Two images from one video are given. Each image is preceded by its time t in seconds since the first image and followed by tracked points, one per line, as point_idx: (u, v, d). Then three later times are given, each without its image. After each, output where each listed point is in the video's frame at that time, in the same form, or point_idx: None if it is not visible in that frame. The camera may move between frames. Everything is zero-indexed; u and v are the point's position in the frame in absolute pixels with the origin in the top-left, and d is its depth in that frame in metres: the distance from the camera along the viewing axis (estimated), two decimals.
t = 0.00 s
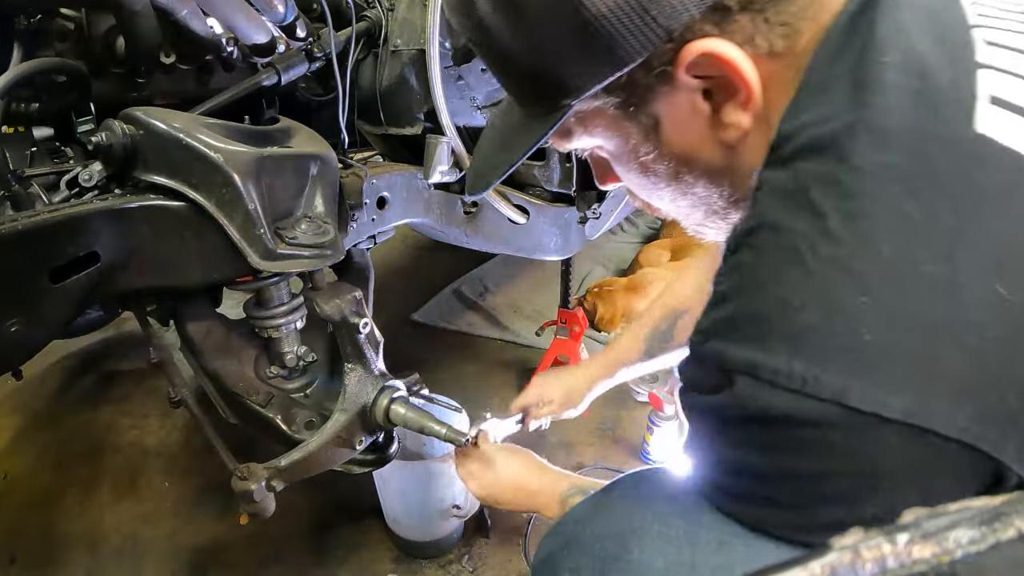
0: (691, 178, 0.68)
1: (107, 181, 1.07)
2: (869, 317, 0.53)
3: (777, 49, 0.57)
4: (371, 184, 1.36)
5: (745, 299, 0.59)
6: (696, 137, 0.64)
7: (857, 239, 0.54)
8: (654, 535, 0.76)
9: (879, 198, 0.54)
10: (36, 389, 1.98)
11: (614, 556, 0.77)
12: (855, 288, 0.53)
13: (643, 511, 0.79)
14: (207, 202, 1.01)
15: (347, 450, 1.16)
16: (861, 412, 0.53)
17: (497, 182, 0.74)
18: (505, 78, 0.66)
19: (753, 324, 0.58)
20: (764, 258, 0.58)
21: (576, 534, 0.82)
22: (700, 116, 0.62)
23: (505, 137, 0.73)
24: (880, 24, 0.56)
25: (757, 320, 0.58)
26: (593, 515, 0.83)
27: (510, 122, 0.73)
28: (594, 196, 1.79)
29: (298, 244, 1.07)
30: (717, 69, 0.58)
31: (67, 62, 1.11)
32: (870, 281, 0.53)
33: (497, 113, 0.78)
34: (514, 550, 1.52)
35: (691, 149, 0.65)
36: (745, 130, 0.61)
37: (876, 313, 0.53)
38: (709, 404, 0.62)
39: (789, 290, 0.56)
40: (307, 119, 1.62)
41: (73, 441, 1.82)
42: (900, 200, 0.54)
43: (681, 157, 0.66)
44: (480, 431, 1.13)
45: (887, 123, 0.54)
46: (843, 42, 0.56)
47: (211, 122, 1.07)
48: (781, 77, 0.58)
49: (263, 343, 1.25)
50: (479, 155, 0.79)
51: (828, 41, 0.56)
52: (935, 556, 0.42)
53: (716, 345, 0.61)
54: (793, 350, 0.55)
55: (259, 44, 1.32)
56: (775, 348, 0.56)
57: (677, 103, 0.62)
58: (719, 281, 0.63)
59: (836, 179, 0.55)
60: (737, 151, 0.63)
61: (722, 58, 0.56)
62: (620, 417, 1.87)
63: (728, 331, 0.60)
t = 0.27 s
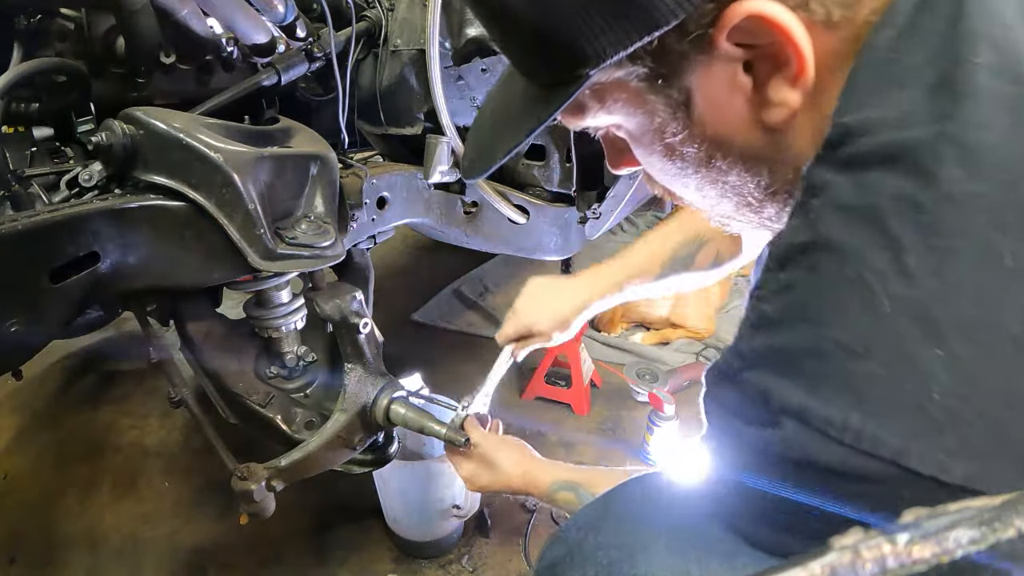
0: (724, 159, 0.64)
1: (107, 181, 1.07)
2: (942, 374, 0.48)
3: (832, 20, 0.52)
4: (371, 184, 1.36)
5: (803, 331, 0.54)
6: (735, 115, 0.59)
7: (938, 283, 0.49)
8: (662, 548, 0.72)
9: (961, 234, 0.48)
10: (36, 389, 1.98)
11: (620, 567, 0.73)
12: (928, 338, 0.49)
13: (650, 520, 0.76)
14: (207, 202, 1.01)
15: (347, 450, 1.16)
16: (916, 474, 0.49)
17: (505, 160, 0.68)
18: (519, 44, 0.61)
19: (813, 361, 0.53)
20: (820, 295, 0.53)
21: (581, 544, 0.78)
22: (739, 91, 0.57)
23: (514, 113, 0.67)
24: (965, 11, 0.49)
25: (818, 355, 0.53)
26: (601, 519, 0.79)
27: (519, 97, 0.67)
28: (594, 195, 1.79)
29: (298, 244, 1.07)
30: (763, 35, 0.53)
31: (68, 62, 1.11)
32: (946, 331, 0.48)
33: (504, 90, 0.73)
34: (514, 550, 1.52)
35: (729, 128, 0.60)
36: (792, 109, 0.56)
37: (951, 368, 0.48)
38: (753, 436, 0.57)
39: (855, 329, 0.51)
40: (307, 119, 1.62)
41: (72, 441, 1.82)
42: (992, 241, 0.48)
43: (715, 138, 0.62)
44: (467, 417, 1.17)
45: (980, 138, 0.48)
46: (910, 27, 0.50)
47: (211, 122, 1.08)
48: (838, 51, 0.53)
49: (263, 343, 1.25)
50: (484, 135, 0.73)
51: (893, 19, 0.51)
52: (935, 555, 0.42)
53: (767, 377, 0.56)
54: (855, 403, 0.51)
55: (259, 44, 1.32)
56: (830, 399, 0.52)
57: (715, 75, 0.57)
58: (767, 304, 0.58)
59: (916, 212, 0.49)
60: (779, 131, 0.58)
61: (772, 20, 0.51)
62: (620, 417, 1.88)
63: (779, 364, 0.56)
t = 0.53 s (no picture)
0: (735, 165, 0.65)
1: (107, 181, 1.07)
2: (958, 426, 0.47)
3: (856, 20, 0.54)
4: (371, 184, 1.36)
5: (819, 371, 0.50)
6: (749, 118, 0.60)
7: (961, 333, 0.47)
8: (662, 551, 0.68)
9: (988, 283, 0.47)
10: (36, 389, 1.98)
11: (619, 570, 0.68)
12: (947, 391, 0.47)
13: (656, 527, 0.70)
14: (207, 202, 1.01)
15: (347, 450, 1.16)
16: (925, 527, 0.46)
17: (495, 164, 0.69)
18: (514, 42, 0.59)
19: (829, 404, 0.50)
20: (839, 336, 0.50)
21: (578, 546, 0.72)
22: (752, 93, 0.58)
23: (510, 112, 0.66)
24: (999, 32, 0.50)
25: (836, 399, 0.49)
26: (604, 524, 0.72)
27: (513, 95, 0.66)
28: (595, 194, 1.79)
29: (298, 244, 1.07)
30: (779, 34, 0.54)
31: (68, 62, 1.11)
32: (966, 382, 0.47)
33: (497, 88, 0.72)
34: (514, 550, 1.52)
35: (743, 131, 0.61)
36: (809, 113, 0.57)
37: (969, 422, 0.47)
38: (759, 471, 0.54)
39: (875, 375, 0.48)
40: (307, 119, 1.62)
41: (72, 441, 1.82)
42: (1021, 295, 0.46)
43: (725, 142, 0.63)
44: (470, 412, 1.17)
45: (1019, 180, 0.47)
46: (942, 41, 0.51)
47: (211, 122, 1.07)
48: (859, 58, 0.55)
49: (263, 343, 1.25)
50: (476, 134, 0.72)
51: (920, 28, 0.52)
52: (935, 556, 0.41)
53: (778, 414, 0.52)
54: (866, 451, 0.48)
55: (259, 45, 1.32)
56: (842, 444, 0.49)
57: (728, 76, 0.58)
58: (778, 335, 0.54)
59: (945, 253, 0.47)
60: (790, 134, 0.59)
61: (790, 19, 0.52)
62: (620, 417, 1.87)
63: (793, 403, 0.52)
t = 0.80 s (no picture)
0: (723, 171, 0.63)
1: (107, 181, 1.07)
2: (951, 439, 0.45)
3: (843, 27, 0.52)
4: (371, 184, 1.36)
5: (815, 382, 0.50)
6: (736, 125, 0.58)
7: (955, 346, 0.45)
8: (662, 554, 0.66)
9: (979, 298, 0.45)
10: (37, 389, 1.98)
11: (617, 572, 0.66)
12: (940, 403, 0.45)
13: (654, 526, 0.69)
14: (207, 202, 1.01)
15: (347, 450, 1.16)
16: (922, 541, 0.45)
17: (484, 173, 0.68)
18: (496, 51, 0.58)
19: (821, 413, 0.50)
20: (835, 349, 0.49)
21: (578, 550, 0.72)
22: (739, 99, 0.57)
23: (500, 118, 0.65)
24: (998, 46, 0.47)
25: (830, 409, 0.49)
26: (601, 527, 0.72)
27: (505, 103, 0.65)
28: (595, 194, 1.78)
29: (298, 244, 1.07)
30: (763, 43, 0.52)
31: (68, 62, 1.11)
32: (959, 395, 0.45)
33: (489, 96, 0.71)
34: (514, 550, 1.52)
35: (730, 138, 0.60)
36: (796, 121, 0.55)
37: (962, 436, 0.45)
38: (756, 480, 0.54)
39: (866, 388, 0.47)
40: (307, 119, 1.62)
41: (72, 441, 1.82)
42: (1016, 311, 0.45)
43: (712, 148, 0.61)
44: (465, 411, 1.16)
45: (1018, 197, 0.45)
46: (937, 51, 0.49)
47: (211, 122, 1.07)
48: (850, 65, 0.53)
49: (263, 343, 1.25)
50: (469, 141, 0.72)
51: (914, 35, 0.50)
52: (935, 556, 0.41)
53: (774, 423, 0.52)
54: (862, 461, 0.47)
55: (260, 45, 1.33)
56: (838, 453, 0.49)
57: (712, 82, 0.56)
58: (776, 346, 0.54)
59: (939, 268, 0.46)
60: (778, 141, 0.57)
61: (776, 28, 0.50)
62: (620, 417, 1.88)
63: (790, 413, 0.52)
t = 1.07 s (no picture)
0: (670, 183, 0.68)
1: (107, 181, 1.07)
2: (868, 374, 0.50)
3: (749, 56, 0.55)
4: (372, 184, 1.36)
5: (750, 340, 0.55)
6: (673, 143, 0.63)
7: (859, 294, 0.50)
8: (654, 535, 0.69)
9: (880, 245, 0.50)
10: (36, 390, 1.98)
11: (614, 555, 0.70)
12: (853, 341, 0.50)
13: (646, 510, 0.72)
14: (207, 202, 1.01)
15: (347, 450, 1.16)
16: (855, 464, 0.50)
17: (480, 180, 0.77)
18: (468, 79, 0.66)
19: (755, 369, 0.55)
20: (762, 312, 0.55)
21: (574, 533, 0.76)
22: (672, 120, 0.61)
23: (488, 138, 0.72)
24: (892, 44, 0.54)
25: (764, 360, 0.54)
26: (597, 513, 0.76)
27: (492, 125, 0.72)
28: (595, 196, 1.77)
29: (298, 244, 1.07)
30: (684, 73, 0.56)
31: (67, 62, 1.11)
32: (868, 334, 0.50)
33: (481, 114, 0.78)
34: (514, 550, 1.52)
35: (670, 154, 0.64)
36: (718, 135, 0.59)
37: (875, 368, 0.50)
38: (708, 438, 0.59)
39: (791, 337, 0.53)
40: (307, 119, 1.62)
41: (72, 442, 1.82)
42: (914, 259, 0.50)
43: (657, 163, 0.66)
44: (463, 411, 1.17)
45: (907, 163, 0.51)
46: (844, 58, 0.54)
47: (210, 122, 1.07)
48: (762, 88, 0.56)
49: (263, 343, 1.25)
50: (467, 154, 0.79)
51: (820, 51, 0.54)
52: (936, 556, 0.41)
53: (722, 385, 0.57)
54: (792, 402, 0.52)
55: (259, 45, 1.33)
56: (772, 398, 0.53)
57: (649, 106, 0.61)
58: (716, 317, 0.60)
59: (843, 229, 0.51)
60: (709, 151, 0.61)
61: (689, 62, 0.55)
62: (620, 417, 1.88)
63: (729, 372, 0.57)
